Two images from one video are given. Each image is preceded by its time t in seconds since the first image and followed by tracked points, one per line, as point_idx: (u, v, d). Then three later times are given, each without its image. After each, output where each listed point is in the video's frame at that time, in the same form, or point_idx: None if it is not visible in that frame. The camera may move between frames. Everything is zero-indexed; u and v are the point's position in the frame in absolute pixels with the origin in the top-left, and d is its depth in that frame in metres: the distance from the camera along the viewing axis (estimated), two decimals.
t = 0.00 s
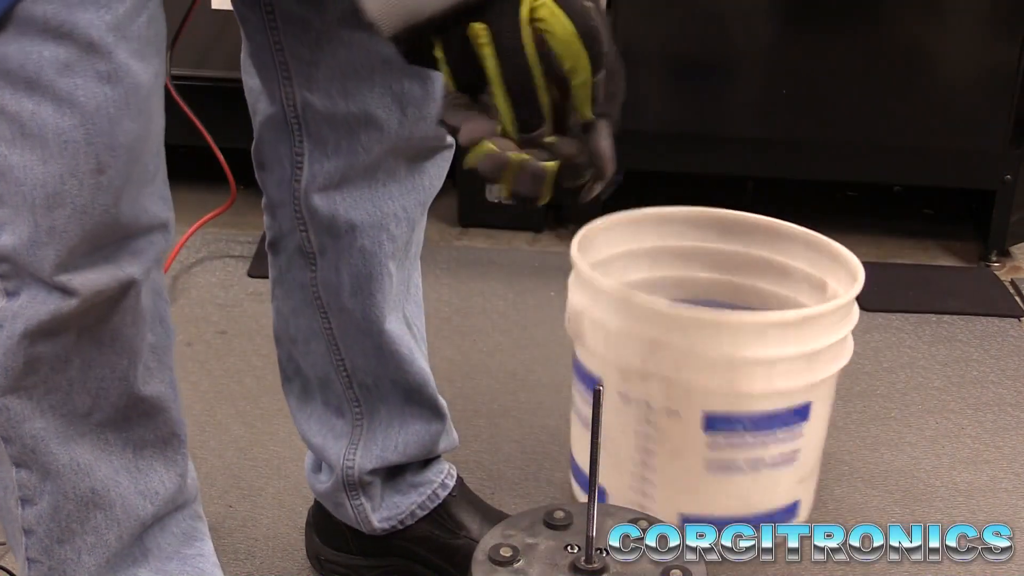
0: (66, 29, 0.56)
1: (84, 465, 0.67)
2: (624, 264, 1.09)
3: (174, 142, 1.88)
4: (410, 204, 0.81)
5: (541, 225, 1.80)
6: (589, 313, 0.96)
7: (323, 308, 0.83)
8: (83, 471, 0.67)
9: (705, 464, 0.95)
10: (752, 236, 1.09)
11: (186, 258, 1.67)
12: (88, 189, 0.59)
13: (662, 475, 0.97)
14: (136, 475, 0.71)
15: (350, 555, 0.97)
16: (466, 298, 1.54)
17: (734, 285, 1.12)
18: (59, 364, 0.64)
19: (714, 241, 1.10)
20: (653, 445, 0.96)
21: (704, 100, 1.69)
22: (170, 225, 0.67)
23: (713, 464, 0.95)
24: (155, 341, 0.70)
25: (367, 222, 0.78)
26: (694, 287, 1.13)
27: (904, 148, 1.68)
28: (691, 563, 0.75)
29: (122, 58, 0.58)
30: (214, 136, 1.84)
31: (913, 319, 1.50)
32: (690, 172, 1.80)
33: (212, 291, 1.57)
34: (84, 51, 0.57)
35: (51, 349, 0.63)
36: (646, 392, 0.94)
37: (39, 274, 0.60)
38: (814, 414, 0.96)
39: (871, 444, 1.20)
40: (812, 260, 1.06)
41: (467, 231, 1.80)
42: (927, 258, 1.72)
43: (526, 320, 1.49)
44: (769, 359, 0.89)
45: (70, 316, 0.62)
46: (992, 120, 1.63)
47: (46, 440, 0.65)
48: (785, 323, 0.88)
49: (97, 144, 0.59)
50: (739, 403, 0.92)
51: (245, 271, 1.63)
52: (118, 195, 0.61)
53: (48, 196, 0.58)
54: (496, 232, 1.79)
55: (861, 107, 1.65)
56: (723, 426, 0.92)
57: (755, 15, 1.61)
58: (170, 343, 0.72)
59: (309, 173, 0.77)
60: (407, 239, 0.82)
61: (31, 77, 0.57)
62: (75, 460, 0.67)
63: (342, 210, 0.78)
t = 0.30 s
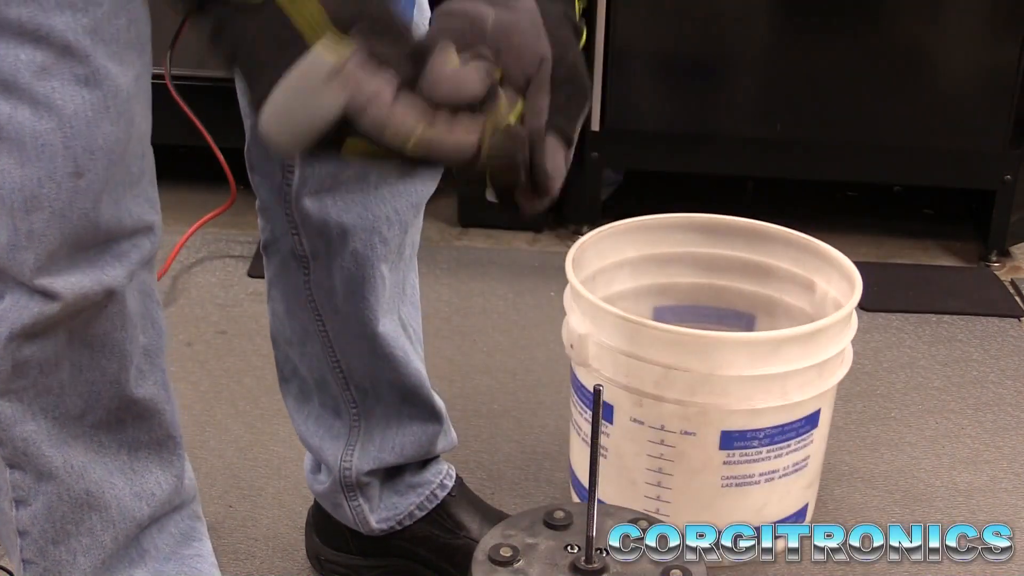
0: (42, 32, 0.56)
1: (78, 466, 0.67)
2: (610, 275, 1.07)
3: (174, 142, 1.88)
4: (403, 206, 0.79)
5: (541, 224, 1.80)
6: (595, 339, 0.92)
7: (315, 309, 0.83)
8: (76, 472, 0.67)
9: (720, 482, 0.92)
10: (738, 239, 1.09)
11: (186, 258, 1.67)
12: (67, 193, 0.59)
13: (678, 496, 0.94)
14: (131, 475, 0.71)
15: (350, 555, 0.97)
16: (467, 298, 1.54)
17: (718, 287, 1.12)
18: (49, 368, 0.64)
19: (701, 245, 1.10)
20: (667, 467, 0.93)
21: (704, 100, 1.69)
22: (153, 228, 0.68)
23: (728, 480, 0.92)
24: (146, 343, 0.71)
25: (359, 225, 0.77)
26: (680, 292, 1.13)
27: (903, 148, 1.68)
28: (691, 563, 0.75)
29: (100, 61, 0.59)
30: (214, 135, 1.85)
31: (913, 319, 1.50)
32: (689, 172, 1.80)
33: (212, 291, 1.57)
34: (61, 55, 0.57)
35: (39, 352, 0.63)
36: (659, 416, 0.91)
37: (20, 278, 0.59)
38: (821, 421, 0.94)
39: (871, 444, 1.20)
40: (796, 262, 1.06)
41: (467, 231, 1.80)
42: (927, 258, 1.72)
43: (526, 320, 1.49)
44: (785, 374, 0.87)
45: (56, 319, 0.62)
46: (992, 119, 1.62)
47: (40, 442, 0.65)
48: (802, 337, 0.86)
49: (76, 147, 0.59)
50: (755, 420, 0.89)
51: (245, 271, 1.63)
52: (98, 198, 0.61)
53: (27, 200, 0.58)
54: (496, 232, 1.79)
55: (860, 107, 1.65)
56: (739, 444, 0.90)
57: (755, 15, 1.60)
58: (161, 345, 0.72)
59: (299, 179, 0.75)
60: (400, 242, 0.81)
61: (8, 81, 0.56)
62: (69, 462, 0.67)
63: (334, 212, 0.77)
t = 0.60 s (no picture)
0: (31, 33, 0.56)
1: (75, 467, 0.67)
2: (610, 276, 1.07)
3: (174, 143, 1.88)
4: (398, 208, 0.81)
5: (541, 224, 1.80)
6: (596, 339, 0.92)
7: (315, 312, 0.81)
8: (74, 473, 0.67)
9: (720, 482, 0.92)
10: (739, 239, 1.09)
11: (186, 258, 1.68)
12: (57, 194, 0.60)
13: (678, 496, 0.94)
14: (129, 476, 0.71)
15: (350, 555, 0.97)
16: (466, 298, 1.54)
17: (718, 287, 1.12)
18: (44, 370, 0.64)
19: (700, 245, 1.10)
20: (667, 467, 0.93)
21: (703, 100, 1.69)
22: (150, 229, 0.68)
23: (728, 481, 0.92)
24: (144, 344, 0.71)
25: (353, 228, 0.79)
26: (680, 291, 1.13)
27: (904, 149, 1.68)
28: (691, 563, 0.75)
29: (91, 64, 0.59)
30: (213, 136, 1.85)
31: (913, 319, 1.50)
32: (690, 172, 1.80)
33: (212, 291, 1.58)
34: (50, 56, 0.58)
35: (35, 354, 0.63)
36: (659, 416, 0.91)
37: (12, 279, 0.60)
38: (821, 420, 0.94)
39: (871, 444, 1.20)
40: (796, 261, 1.06)
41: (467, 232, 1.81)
42: (927, 258, 1.72)
43: (526, 320, 1.49)
44: (786, 374, 0.87)
45: (49, 320, 0.62)
46: (991, 119, 1.62)
47: (34, 443, 0.65)
48: (802, 336, 0.86)
49: (66, 148, 0.59)
50: (755, 420, 0.89)
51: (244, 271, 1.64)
52: (90, 199, 0.62)
53: (16, 202, 0.58)
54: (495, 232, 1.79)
55: (859, 107, 1.65)
56: (740, 444, 0.90)
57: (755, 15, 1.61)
58: (159, 346, 0.72)
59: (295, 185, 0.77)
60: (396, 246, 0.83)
61: None
62: (66, 463, 0.67)
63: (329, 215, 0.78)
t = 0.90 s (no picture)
0: (33, 34, 0.58)
1: (76, 467, 0.67)
2: (610, 276, 1.07)
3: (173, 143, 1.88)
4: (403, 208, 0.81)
5: (541, 224, 1.80)
6: (596, 339, 0.92)
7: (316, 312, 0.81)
8: (76, 474, 0.67)
9: (720, 482, 0.92)
10: (738, 239, 1.09)
11: (186, 258, 1.68)
12: (60, 195, 0.60)
13: (678, 496, 0.94)
14: (131, 477, 0.71)
15: (350, 555, 0.97)
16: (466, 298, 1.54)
17: (718, 288, 1.12)
18: (47, 371, 0.64)
19: (700, 245, 1.10)
20: (667, 467, 0.93)
21: (703, 100, 1.69)
22: (154, 230, 0.68)
23: (728, 481, 0.92)
24: (148, 346, 0.71)
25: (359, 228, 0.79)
26: (680, 290, 1.13)
27: (904, 149, 1.68)
28: (692, 563, 0.75)
29: (92, 63, 0.60)
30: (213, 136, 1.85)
31: (913, 319, 1.50)
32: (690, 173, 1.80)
33: (212, 291, 1.58)
34: (53, 56, 0.59)
35: (41, 355, 0.63)
36: (659, 416, 0.91)
37: (14, 280, 0.60)
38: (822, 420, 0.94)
39: (871, 444, 1.20)
40: (796, 262, 1.06)
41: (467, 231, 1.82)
42: (926, 258, 1.72)
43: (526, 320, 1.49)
44: (786, 374, 0.87)
45: (52, 323, 0.62)
46: (991, 119, 1.62)
47: (36, 444, 0.65)
48: (802, 337, 0.86)
49: (68, 149, 0.60)
50: (755, 420, 0.89)
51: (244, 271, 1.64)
52: (93, 201, 0.61)
53: (18, 203, 0.59)
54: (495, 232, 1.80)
55: (860, 107, 1.65)
56: (739, 445, 0.90)
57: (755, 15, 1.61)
58: (162, 348, 0.72)
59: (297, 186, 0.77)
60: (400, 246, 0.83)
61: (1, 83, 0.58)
62: (68, 463, 0.67)
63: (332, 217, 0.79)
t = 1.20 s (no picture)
0: (36, 34, 0.58)
1: (77, 467, 0.67)
2: (610, 276, 1.07)
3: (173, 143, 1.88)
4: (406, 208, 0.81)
5: (541, 224, 1.80)
6: (596, 339, 0.92)
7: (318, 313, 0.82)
8: (76, 474, 0.67)
9: (720, 482, 0.92)
10: (737, 238, 1.09)
11: (186, 258, 1.68)
12: (61, 196, 0.60)
13: (678, 496, 0.94)
14: (132, 478, 0.71)
15: (350, 554, 0.97)
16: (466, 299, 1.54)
17: (717, 288, 1.12)
18: (48, 372, 0.64)
19: (700, 244, 1.10)
20: (667, 467, 0.93)
21: (704, 100, 1.69)
22: (155, 232, 0.68)
23: (728, 481, 0.92)
24: (149, 348, 0.71)
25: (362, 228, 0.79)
26: (679, 290, 1.13)
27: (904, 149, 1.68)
28: (692, 563, 0.75)
29: (94, 63, 0.60)
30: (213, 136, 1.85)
31: (913, 319, 1.50)
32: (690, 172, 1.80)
33: (212, 291, 1.58)
34: (55, 57, 0.59)
35: (43, 356, 0.63)
36: (659, 416, 0.91)
37: (15, 280, 0.60)
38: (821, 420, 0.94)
39: (871, 444, 1.20)
40: (796, 262, 1.06)
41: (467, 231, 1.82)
42: (926, 258, 1.72)
43: (526, 320, 1.49)
44: (787, 374, 0.87)
45: (54, 325, 0.62)
46: (991, 119, 1.62)
47: (37, 444, 0.65)
48: (802, 337, 0.86)
49: (70, 150, 0.59)
50: (755, 420, 0.89)
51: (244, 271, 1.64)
52: (95, 202, 0.61)
53: (20, 203, 0.59)
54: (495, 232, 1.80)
55: (860, 108, 1.65)
56: (739, 445, 0.90)
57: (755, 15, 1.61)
58: (163, 349, 0.72)
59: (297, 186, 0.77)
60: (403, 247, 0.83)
61: (4, 83, 0.58)
62: (68, 463, 0.67)
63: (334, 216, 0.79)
